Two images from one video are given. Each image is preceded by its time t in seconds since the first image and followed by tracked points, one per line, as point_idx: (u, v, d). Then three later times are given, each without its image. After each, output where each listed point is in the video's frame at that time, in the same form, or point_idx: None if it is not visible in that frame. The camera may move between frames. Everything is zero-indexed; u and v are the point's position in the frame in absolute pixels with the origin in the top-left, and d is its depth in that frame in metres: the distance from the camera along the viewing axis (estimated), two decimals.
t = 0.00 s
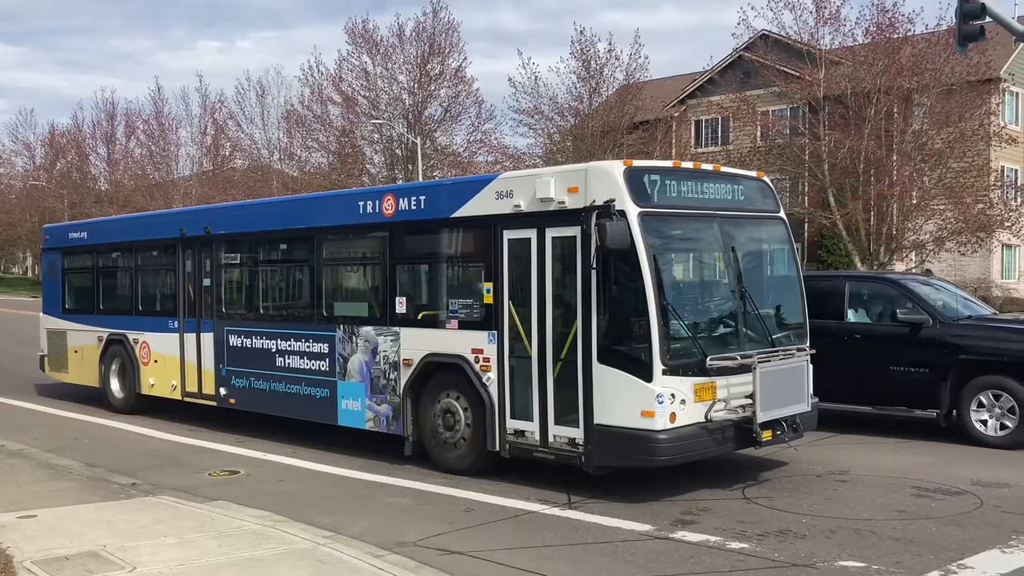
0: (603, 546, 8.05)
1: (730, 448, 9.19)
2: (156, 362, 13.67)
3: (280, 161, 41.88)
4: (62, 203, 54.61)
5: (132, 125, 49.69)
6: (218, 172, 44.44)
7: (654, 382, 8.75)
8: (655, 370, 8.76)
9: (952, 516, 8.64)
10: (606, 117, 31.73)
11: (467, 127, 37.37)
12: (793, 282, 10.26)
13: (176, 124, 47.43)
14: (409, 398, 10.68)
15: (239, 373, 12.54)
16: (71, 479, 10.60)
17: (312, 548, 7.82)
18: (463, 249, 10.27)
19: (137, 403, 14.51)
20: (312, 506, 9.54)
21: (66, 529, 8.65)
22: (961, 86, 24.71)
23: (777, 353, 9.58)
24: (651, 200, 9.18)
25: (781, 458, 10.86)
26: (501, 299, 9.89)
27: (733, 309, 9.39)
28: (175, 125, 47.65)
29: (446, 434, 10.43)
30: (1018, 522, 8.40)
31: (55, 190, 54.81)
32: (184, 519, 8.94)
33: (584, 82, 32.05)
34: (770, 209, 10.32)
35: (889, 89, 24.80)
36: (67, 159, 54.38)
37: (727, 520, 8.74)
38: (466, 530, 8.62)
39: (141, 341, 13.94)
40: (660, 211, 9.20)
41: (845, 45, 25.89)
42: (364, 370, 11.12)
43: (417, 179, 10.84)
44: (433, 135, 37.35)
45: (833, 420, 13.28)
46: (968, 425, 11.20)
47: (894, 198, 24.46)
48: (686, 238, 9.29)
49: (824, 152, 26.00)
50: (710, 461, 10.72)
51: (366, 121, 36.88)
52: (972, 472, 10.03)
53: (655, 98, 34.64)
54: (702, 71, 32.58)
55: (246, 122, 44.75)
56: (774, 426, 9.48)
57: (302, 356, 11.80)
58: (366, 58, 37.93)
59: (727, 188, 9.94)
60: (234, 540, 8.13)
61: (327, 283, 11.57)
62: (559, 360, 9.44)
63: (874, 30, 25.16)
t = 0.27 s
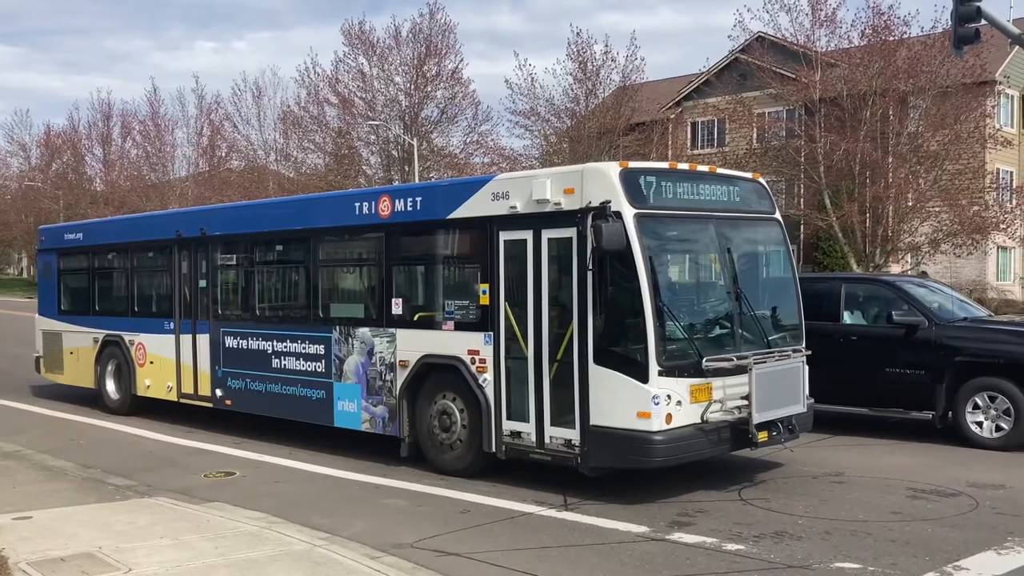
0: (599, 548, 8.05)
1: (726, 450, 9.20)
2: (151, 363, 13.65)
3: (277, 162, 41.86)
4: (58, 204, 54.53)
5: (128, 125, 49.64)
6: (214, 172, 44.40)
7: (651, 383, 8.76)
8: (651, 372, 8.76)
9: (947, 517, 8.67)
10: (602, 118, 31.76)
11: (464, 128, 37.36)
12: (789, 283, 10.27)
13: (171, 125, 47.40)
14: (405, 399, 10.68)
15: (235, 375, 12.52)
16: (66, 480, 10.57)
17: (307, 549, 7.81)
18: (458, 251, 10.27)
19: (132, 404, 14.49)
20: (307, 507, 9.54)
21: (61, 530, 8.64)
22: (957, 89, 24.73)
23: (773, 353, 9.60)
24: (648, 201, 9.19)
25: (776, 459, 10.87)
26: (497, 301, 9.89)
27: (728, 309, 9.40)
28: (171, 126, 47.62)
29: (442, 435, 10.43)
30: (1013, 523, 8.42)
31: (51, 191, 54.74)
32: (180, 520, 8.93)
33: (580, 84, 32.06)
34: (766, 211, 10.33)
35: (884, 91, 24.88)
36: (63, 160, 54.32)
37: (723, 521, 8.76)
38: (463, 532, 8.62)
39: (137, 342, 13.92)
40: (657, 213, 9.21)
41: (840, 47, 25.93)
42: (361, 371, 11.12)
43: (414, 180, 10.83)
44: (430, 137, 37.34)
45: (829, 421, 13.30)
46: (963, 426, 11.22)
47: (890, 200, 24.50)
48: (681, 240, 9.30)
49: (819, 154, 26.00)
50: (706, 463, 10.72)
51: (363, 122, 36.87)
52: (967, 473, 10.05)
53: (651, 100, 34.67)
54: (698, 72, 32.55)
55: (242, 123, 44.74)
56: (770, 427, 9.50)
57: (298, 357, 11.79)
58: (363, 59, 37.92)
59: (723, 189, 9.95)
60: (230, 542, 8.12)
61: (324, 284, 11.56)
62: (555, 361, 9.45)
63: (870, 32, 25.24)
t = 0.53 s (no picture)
0: (596, 550, 8.05)
1: (722, 451, 9.20)
2: (148, 366, 13.63)
3: (273, 164, 41.86)
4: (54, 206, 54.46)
5: (124, 127, 49.62)
6: (210, 174, 44.36)
7: (647, 386, 8.76)
8: (648, 374, 8.77)
9: (943, 519, 8.68)
10: (598, 120, 31.78)
11: (460, 130, 37.36)
12: (785, 285, 10.28)
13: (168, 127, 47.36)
14: (402, 401, 10.68)
15: (231, 377, 12.51)
16: (62, 483, 10.55)
17: (304, 552, 7.80)
18: (455, 253, 10.27)
19: (129, 406, 14.47)
20: (304, 510, 9.53)
21: (57, 533, 8.62)
22: (953, 91, 24.77)
23: (769, 355, 9.61)
24: (644, 204, 9.20)
25: (774, 461, 10.87)
26: (494, 303, 9.89)
27: (725, 311, 9.42)
28: (168, 128, 47.59)
29: (439, 437, 10.43)
30: (1009, 524, 8.44)
31: (46, 193, 54.68)
32: (176, 522, 8.92)
33: (577, 86, 32.09)
34: (763, 212, 10.35)
35: (881, 94, 24.92)
36: (59, 162, 54.27)
37: (720, 523, 8.77)
38: (460, 534, 8.61)
39: (133, 344, 13.90)
40: (653, 215, 9.22)
41: (837, 49, 25.98)
42: (357, 373, 11.11)
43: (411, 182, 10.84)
44: (427, 139, 37.33)
45: (825, 423, 13.31)
46: (959, 428, 11.23)
47: (886, 202, 24.53)
48: (678, 242, 9.31)
49: (815, 155, 26.01)
50: (703, 465, 10.73)
51: (359, 124, 36.86)
52: (964, 475, 10.07)
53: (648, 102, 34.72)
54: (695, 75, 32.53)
55: (239, 124, 44.72)
56: (767, 429, 9.51)
57: (294, 359, 11.79)
58: (359, 61, 37.90)
59: (720, 191, 9.96)
60: (227, 544, 8.11)
61: (321, 286, 11.55)
62: (552, 363, 9.45)
63: (866, 35, 25.32)
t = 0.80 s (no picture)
0: (594, 552, 8.06)
1: (720, 454, 9.21)
2: (146, 368, 13.63)
3: (271, 167, 41.87)
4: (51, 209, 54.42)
5: (122, 130, 49.65)
6: (208, 177, 44.36)
7: (646, 389, 8.77)
8: (647, 377, 8.78)
9: (941, 521, 8.70)
10: (596, 124, 31.81)
11: (459, 133, 37.39)
12: (783, 288, 10.30)
13: (166, 130, 47.37)
14: (400, 404, 10.68)
15: (229, 380, 12.51)
16: (60, 486, 10.54)
17: (303, 555, 7.79)
18: (454, 256, 10.28)
19: (126, 409, 14.46)
20: (303, 513, 9.52)
21: (56, 536, 8.62)
22: (950, 94, 24.80)
23: (767, 358, 9.63)
24: (643, 207, 9.21)
25: (772, 464, 10.88)
26: (492, 306, 9.89)
27: (723, 314, 9.43)
28: (165, 131, 47.59)
29: (437, 440, 10.43)
30: (1007, 527, 8.46)
31: (43, 196, 54.65)
32: (174, 525, 8.91)
33: (575, 89, 32.13)
34: (761, 215, 10.37)
35: (878, 97, 25.02)
36: (57, 165, 54.26)
37: (719, 526, 8.78)
38: (459, 537, 8.61)
39: (131, 347, 13.90)
40: (652, 218, 9.23)
41: (834, 53, 26.03)
42: (356, 376, 11.12)
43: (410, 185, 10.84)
44: (425, 142, 37.36)
45: (824, 426, 13.32)
46: (957, 431, 11.25)
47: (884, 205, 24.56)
48: (676, 245, 9.32)
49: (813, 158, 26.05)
50: (702, 468, 10.74)
51: (357, 128, 36.88)
52: (962, 477, 10.08)
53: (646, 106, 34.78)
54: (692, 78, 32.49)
55: (237, 127, 44.73)
56: (765, 432, 9.53)
57: (292, 362, 11.79)
58: (358, 64, 37.92)
59: (718, 194, 9.98)
60: (225, 547, 8.11)
61: (320, 289, 11.56)
62: (551, 366, 9.46)
63: (864, 38, 25.38)
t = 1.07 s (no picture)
0: (594, 556, 8.06)
1: (720, 457, 9.22)
2: (145, 372, 13.63)
3: (271, 170, 41.91)
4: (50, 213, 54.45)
5: (121, 134, 49.69)
6: (207, 180, 44.40)
7: (645, 392, 8.78)
8: (646, 380, 8.79)
9: (940, 524, 8.71)
10: (595, 127, 31.87)
11: (458, 136, 37.43)
12: (782, 291, 10.31)
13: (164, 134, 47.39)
14: (399, 407, 10.69)
15: (229, 383, 12.51)
16: (59, 489, 10.53)
17: (302, 558, 7.79)
18: (453, 259, 10.29)
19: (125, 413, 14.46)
20: (302, 516, 9.52)
21: (55, 540, 8.61)
22: (948, 98, 24.84)
23: (766, 361, 9.65)
24: (642, 210, 9.23)
25: (771, 467, 10.89)
26: (491, 309, 9.90)
27: (722, 318, 9.44)
28: (164, 134, 47.63)
29: (437, 443, 10.44)
30: (1005, 530, 8.47)
31: (42, 199, 54.67)
32: (173, 528, 8.91)
33: (573, 93, 32.17)
34: (759, 219, 10.39)
35: (876, 100, 25.07)
36: (56, 168, 54.29)
37: (718, 529, 8.78)
38: (458, 540, 8.61)
39: (130, 350, 13.90)
40: (651, 221, 9.25)
41: (832, 57, 26.08)
42: (355, 379, 11.12)
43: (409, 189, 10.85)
44: (424, 145, 37.41)
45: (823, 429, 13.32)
46: (955, 434, 11.25)
47: (882, 209, 24.57)
48: (676, 249, 9.34)
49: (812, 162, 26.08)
50: (701, 471, 10.74)
51: (356, 131, 36.93)
52: (960, 480, 10.09)
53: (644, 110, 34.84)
54: (691, 81, 32.28)
55: (236, 130, 44.77)
56: (764, 435, 9.54)
57: (292, 366, 11.79)
58: (357, 68, 37.95)
59: (716, 198, 9.99)
60: (225, 550, 8.11)
61: (319, 292, 11.57)
62: (551, 370, 9.47)
63: (862, 42, 25.42)
